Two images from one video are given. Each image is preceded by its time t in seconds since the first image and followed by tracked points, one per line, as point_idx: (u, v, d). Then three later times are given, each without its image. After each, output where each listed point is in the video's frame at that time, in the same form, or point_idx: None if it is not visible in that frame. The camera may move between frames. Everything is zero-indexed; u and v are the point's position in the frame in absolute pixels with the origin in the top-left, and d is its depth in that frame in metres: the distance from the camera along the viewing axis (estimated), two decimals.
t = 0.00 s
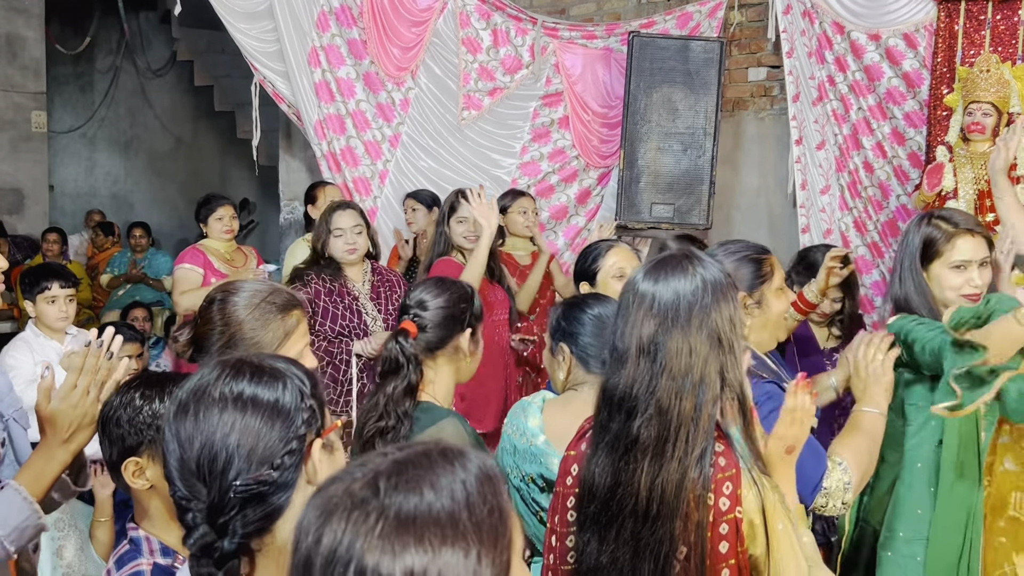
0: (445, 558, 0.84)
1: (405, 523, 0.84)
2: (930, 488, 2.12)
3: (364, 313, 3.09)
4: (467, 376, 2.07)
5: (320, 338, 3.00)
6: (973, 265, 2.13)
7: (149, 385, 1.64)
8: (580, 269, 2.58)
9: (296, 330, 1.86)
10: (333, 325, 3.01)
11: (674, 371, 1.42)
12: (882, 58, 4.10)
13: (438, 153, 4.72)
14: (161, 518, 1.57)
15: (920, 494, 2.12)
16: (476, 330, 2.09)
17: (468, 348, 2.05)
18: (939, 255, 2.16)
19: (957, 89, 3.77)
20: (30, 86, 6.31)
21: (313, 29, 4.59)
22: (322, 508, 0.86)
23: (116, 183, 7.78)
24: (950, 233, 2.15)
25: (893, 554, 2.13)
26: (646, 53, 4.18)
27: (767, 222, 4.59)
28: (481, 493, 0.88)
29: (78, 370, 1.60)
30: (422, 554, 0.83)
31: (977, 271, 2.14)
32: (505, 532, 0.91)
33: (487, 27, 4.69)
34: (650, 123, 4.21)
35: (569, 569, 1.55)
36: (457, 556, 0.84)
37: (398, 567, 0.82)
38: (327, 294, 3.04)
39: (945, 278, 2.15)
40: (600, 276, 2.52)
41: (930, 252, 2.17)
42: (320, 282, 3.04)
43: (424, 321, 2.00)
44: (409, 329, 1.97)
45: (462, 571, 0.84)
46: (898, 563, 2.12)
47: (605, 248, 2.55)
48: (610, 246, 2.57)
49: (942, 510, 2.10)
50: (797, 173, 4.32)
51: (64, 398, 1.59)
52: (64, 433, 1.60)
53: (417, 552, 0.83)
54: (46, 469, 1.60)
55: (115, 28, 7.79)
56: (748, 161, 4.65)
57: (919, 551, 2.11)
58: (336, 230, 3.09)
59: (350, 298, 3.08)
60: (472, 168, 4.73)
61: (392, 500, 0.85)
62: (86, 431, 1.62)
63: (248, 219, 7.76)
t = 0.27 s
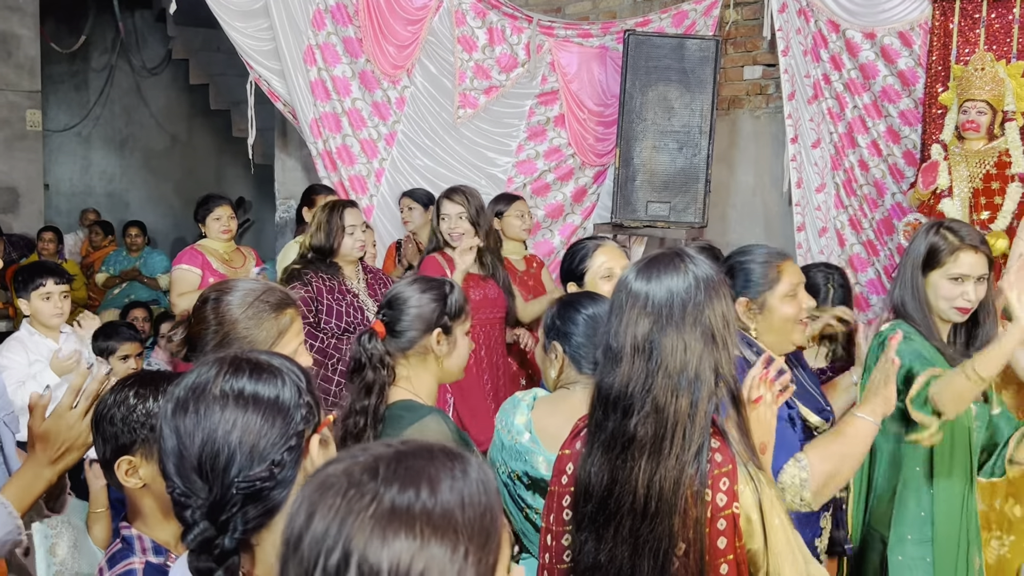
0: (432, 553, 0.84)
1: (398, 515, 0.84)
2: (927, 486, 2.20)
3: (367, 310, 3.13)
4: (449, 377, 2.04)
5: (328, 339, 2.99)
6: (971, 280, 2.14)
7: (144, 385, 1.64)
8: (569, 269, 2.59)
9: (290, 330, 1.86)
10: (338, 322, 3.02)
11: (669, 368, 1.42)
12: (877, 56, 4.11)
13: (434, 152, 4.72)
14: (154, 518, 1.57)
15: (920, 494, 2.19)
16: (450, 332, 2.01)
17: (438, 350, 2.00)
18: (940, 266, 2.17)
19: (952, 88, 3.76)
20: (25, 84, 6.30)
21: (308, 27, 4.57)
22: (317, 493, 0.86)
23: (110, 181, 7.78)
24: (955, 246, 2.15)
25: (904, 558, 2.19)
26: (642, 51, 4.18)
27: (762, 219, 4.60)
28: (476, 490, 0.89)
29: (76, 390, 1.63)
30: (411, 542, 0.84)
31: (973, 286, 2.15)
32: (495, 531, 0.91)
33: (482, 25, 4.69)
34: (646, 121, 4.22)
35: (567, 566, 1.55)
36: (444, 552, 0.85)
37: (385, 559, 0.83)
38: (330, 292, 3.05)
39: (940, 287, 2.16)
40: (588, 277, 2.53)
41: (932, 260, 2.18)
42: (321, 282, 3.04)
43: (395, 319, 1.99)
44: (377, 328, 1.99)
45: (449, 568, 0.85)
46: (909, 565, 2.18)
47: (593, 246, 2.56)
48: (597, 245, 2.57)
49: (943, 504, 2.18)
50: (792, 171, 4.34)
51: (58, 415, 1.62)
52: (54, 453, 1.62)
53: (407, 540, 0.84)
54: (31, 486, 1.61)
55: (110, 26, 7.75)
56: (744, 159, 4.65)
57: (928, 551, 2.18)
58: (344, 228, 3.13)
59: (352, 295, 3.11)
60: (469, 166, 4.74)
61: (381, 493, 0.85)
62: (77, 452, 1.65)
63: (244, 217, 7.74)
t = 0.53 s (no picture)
0: (422, 554, 0.84)
1: (393, 517, 0.84)
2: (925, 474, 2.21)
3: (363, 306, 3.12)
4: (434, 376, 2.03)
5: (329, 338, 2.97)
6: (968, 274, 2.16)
7: (134, 385, 1.63)
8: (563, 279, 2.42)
9: (285, 329, 1.86)
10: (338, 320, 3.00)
11: (662, 366, 1.42)
12: (871, 55, 4.11)
13: (429, 151, 4.72)
14: (144, 518, 1.57)
15: (917, 480, 2.21)
16: (426, 331, 1.99)
17: (413, 349, 1.98)
18: (939, 257, 2.18)
19: (945, 87, 3.78)
20: (17, 83, 6.28)
21: (302, 26, 4.56)
22: (319, 483, 0.88)
23: (104, 180, 7.77)
24: (954, 239, 2.15)
25: (897, 541, 2.21)
26: (636, 50, 4.18)
27: (756, 217, 4.60)
28: (478, 503, 0.88)
29: (71, 374, 1.62)
30: (405, 541, 0.84)
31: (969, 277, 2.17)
32: (492, 540, 0.90)
33: (477, 24, 4.69)
34: (640, 120, 4.22)
35: (560, 564, 1.55)
36: (436, 555, 0.85)
37: (373, 558, 0.83)
38: (326, 289, 3.04)
39: (938, 279, 2.18)
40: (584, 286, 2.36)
41: (930, 253, 2.19)
42: (321, 279, 3.05)
43: (373, 318, 2.00)
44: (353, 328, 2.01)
45: (439, 571, 0.84)
46: (903, 548, 2.20)
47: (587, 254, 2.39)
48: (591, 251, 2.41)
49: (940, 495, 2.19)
50: (786, 169, 4.34)
51: (55, 401, 1.62)
52: (55, 436, 1.63)
53: (400, 539, 0.84)
54: (36, 472, 1.63)
55: (103, 24, 7.73)
56: (738, 158, 4.66)
57: (920, 536, 2.20)
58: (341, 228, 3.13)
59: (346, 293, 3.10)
60: (463, 165, 4.74)
61: (375, 497, 0.85)
62: (76, 435, 1.65)
63: (238, 216, 7.75)
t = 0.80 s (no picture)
0: (410, 551, 0.85)
1: (383, 514, 0.85)
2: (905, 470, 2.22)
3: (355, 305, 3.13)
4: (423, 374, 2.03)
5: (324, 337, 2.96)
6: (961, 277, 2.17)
7: (125, 382, 1.63)
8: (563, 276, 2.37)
9: (277, 327, 1.87)
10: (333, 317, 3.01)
11: (651, 364, 1.44)
12: (862, 52, 4.13)
13: (421, 149, 4.73)
14: (138, 515, 1.58)
15: (899, 473, 2.22)
16: (407, 328, 1.99)
17: (394, 345, 1.99)
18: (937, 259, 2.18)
19: (936, 84, 3.79)
20: (9, 81, 6.26)
21: (294, 24, 4.56)
22: (312, 477, 0.89)
23: (96, 178, 7.75)
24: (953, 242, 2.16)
25: (877, 533, 2.24)
26: (628, 47, 4.19)
27: (748, 214, 4.62)
28: (469, 505, 0.89)
29: (64, 384, 1.56)
30: (392, 537, 0.85)
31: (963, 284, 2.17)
32: (481, 543, 0.91)
33: (469, 22, 4.69)
34: (633, 118, 4.23)
35: (551, 560, 1.56)
36: (424, 553, 0.85)
37: (359, 555, 0.84)
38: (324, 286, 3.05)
39: (930, 280, 2.18)
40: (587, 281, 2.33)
41: (930, 252, 2.18)
42: (314, 275, 3.05)
43: (360, 315, 2.02)
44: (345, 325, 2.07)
45: (426, 568, 0.85)
46: (881, 541, 2.23)
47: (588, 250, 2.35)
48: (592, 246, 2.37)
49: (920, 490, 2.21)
50: (778, 167, 4.36)
51: (47, 408, 1.56)
52: (44, 446, 1.56)
53: (388, 534, 0.85)
54: (19, 484, 1.53)
55: (94, 22, 7.69)
56: (729, 155, 4.67)
57: (900, 529, 2.22)
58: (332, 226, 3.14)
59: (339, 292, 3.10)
60: (456, 163, 4.74)
61: (364, 495, 0.86)
62: (66, 445, 1.58)
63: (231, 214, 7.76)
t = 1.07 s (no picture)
0: (402, 544, 0.85)
1: (375, 507, 0.86)
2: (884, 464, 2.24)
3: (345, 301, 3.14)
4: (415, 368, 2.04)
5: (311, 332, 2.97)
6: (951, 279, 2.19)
7: (117, 378, 1.62)
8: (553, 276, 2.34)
9: (268, 323, 1.87)
10: (321, 313, 3.02)
11: (641, 356, 1.45)
12: (850, 49, 4.15)
13: (412, 146, 4.73)
14: (132, 510, 1.59)
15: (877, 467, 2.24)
16: (395, 326, 2.00)
17: (383, 343, 2.00)
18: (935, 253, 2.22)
19: (923, 81, 3.81)
20: None
21: (284, 21, 4.57)
22: (309, 470, 0.91)
23: (85, 175, 7.70)
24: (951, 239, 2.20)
25: (852, 525, 2.25)
26: (618, 44, 4.20)
27: (737, 211, 4.64)
28: (463, 501, 0.90)
29: (45, 357, 1.64)
30: (385, 527, 0.86)
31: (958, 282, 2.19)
32: (476, 540, 0.91)
33: (459, 18, 4.68)
34: (623, 114, 4.24)
35: (543, 552, 1.57)
36: (416, 546, 0.86)
37: (351, 547, 0.85)
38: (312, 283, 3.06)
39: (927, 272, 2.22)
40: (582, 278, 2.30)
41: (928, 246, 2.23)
42: (305, 271, 3.06)
43: (351, 311, 2.04)
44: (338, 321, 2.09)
45: (417, 562, 0.86)
46: (855, 533, 2.24)
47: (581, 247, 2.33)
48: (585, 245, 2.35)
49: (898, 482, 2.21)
50: (767, 163, 4.39)
51: (34, 386, 1.63)
52: (36, 422, 1.63)
53: (380, 525, 0.86)
54: (19, 458, 1.63)
55: (83, 18, 7.67)
56: (720, 151, 4.69)
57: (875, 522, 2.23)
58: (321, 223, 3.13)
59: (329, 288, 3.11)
60: (447, 160, 4.75)
61: (358, 488, 0.87)
62: (59, 418, 1.65)
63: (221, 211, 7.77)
